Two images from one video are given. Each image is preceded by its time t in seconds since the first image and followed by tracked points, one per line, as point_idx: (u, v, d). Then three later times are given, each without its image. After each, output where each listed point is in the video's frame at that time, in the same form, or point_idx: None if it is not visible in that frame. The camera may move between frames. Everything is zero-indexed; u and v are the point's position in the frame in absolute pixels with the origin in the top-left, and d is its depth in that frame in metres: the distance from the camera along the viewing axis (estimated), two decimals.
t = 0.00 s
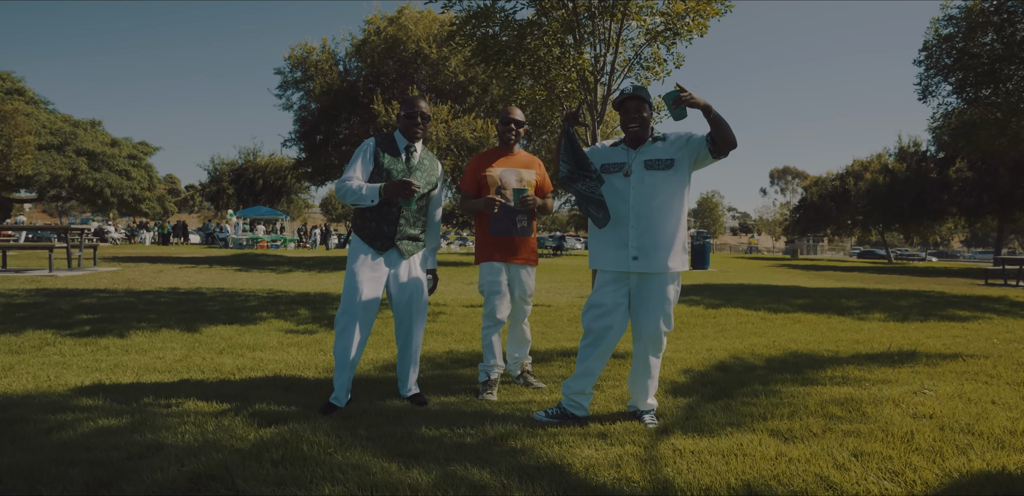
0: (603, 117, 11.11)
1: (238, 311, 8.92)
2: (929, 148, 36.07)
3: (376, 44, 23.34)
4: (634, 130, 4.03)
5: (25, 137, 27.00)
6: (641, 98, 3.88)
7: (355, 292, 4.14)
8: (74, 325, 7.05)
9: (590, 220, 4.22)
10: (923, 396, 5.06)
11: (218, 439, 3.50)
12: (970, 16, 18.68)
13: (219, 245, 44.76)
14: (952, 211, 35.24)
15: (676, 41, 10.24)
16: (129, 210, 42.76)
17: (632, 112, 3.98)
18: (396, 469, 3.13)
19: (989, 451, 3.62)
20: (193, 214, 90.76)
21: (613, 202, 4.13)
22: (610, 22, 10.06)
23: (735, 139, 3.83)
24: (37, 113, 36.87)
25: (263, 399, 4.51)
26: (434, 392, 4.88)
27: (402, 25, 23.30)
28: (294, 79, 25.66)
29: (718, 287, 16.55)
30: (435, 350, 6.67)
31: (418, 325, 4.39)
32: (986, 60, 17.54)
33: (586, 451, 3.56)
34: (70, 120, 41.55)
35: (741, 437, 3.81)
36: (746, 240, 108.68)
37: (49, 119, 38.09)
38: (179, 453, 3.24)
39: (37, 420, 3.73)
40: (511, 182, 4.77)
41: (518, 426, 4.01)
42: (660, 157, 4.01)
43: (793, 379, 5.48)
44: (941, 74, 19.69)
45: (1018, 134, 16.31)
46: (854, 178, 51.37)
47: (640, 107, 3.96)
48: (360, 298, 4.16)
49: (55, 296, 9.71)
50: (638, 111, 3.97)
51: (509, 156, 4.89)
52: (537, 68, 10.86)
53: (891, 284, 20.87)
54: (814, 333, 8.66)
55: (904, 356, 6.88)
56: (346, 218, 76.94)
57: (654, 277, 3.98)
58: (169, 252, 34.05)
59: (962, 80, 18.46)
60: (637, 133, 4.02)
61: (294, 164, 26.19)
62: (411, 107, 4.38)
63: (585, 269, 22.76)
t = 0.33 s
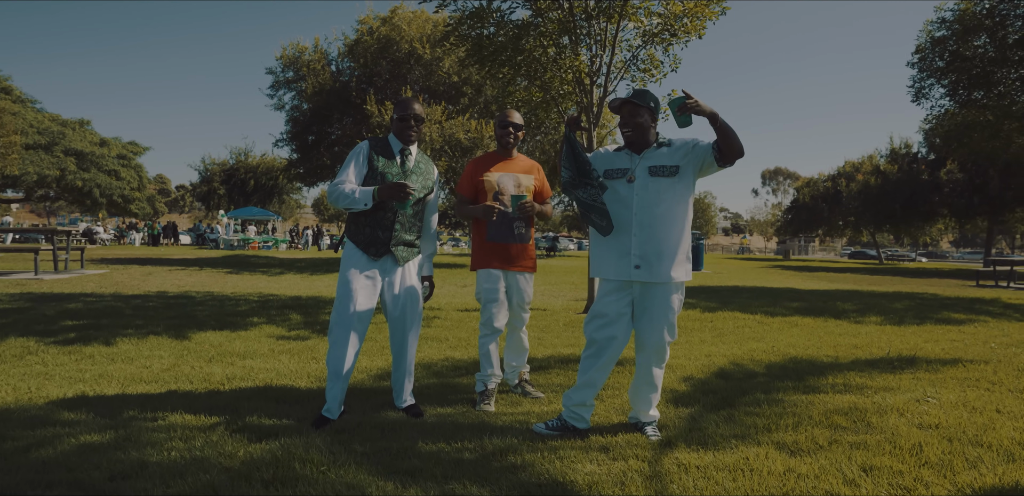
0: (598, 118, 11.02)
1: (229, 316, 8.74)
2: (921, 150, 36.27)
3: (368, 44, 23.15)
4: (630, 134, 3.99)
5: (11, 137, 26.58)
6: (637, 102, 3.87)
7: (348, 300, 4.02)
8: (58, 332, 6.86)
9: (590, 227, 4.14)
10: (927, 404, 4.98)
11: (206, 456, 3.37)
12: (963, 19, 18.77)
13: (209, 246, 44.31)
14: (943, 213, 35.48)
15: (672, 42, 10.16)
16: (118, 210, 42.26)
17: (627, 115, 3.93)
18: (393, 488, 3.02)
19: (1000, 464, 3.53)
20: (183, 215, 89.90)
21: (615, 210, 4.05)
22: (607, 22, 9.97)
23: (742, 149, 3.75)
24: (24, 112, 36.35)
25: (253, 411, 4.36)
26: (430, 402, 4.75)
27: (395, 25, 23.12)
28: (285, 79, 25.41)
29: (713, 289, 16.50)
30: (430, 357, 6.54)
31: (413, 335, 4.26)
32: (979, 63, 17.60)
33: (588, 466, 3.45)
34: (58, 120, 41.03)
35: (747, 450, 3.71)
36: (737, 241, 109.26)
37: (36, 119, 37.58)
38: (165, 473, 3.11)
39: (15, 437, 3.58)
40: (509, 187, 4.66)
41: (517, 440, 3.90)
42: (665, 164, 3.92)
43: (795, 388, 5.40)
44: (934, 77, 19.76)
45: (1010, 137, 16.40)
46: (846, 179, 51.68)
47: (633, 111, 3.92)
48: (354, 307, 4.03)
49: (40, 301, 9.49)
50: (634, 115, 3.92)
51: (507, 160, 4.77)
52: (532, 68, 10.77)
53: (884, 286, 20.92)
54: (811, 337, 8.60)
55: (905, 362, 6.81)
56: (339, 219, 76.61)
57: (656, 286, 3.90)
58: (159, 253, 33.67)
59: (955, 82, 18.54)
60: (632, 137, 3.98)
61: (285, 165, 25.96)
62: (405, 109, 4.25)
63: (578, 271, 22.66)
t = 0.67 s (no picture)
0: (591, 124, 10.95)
1: (214, 326, 8.52)
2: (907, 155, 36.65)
3: (358, 47, 22.97)
4: (623, 142, 3.96)
5: None
6: (630, 112, 3.87)
7: (338, 314, 3.87)
8: (36, 344, 6.63)
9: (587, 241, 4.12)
10: (927, 416, 4.93)
11: (189, 482, 3.20)
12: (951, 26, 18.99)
13: (196, 251, 43.77)
14: (930, 217, 35.82)
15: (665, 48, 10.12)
16: (102, 214, 41.65)
17: (620, 123, 3.92)
18: None
19: (1008, 482, 3.46)
20: (169, 219, 88.87)
21: (614, 223, 4.01)
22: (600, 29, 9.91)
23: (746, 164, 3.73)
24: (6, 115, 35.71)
25: (238, 429, 4.19)
26: (422, 418, 4.61)
27: (385, 29, 22.93)
28: (274, 82, 25.15)
29: (705, 295, 16.45)
30: (422, 369, 6.39)
31: (406, 349, 4.12)
32: (965, 69, 17.82)
33: (588, 488, 3.33)
34: (41, 123, 40.36)
35: (750, 469, 3.61)
36: (726, 245, 109.88)
37: (19, 121, 36.92)
38: None
39: None
40: (504, 197, 4.54)
41: (514, 459, 3.77)
42: (666, 176, 3.88)
43: (794, 399, 5.32)
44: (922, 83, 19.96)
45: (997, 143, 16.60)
46: (833, 184, 52.11)
47: (626, 119, 3.92)
48: (344, 320, 3.89)
49: (18, 311, 9.22)
50: (625, 124, 3.91)
51: (503, 169, 4.66)
52: (525, 74, 10.70)
53: (873, 292, 21.01)
54: (806, 345, 8.55)
55: (901, 372, 6.77)
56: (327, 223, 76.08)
57: (657, 301, 3.85)
58: (144, 258, 33.13)
59: (943, 89, 18.74)
60: (624, 144, 3.95)
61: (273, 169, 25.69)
62: (396, 116, 4.12)
63: (570, 277, 22.57)
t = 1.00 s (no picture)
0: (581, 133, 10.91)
1: (195, 339, 8.26)
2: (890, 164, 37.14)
3: (345, 54, 22.79)
4: (620, 153, 3.89)
5: None
6: (628, 122, 3.80)
7: (326, 331, 3.73)
8: (7, 360, 6.37)
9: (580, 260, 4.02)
10: (925, 431, 4.87)
11: None
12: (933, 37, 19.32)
13: (178, 259, 43.06)
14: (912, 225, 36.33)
15: (655, 58, 10.11)
16: (82, 221, 40.87)
17: (616, 134, 3.86)
18: None
19: None
20: (151, 226, 87.54)
21: (609, 240, 3.92)
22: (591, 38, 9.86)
23: (746, 182, 3.67)
24: None
25: (220, 453, 4.00)
26: (412, 438, 4.45)
27: (371, 36, 22.78)
28: (259, 89, 24.88)
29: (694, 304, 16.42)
30: (411, 384, 6.23)
31: (396, 368, 3.97)
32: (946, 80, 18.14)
33: None
34: (20, 128, 39.62)
35: (751, 492, 3.52)
36: (711, 252, 110.85)
37: None
38: None
39: None
40: (496, 210, 4.43)
41: (509, 483, 3.63)
42: (664, 191, 3.81)
43: (791, 415, 5.25)
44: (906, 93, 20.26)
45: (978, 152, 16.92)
46: (817, 191, 52.71)
47: (622, 129, 3.85)
48: (331, 338, 3.74)
49: None
50: (622, 134, 3.85)
51: (496, 182, 4.55)
52: (514, 82, 10.62)
53: (859, 299, 21.14)
54: (798, 356, 8.50)
55: (894, 384, 6.74)
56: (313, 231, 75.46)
57: (653, 318, 3.76)
58: (124, 266, 32.51)
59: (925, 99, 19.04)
60: (620, 156, 3.88)
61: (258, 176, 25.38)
62: (385, 127, 4.00)
63: (558, 285, 22.47)
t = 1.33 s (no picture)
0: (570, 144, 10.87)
1: (173, 355, 7.99)
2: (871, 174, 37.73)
3: (330, 62, 22.59)
4: (618, 166, 3.80)
5: None
6: (625, 133, 3.73)
7: (311, 352, 3.57)
8: None
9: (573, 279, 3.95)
10: (921, 446, 4.82)
11: None
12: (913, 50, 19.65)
13: (158, 268, 42.30)
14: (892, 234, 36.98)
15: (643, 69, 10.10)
16: (59, 230, 40.04)
17: (614, 146, 3.78)
18: None
19: None
20: (130, 234, 85.96)
21: (602, 259, 3.85)
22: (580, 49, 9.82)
23: (745, 200, 3.58)
24: None
25: (197, 481, 3.79)
26: (401, 461, 4.28)
27: (357, 44, 22.62)
28: (242, 97, 24.57)
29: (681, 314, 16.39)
30: (398, 402, 6.06)
31: (384, 389, 3.81)
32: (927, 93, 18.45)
33: None
34: None
35: None
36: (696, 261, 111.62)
37: None
38: None
39: None
40: (489, 225, 4.31)
41: None
42: (659, 207, 3.73)
43: (786, 431, 5.17)
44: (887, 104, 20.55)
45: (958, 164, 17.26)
46: (800, 201, 53.32)
47: (619, 140, 3.77)
48: (316, 359, 3.58)
49: None
50: (619, 146, 3.77)
51: (488, 196, 4.44)
52: (502, 93, 10.53)
53: (843, 308, 21.30)
54: (788, 368, 8.46)
55: (886, 397, 6.71)
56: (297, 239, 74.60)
57: (651, 337, 3.66)
58: (102, 276, 31.78)
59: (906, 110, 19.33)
60: (618, 167, 3.79)
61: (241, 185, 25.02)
62: (373, 139, 3.87)
63: (545, 295, 22.34)
